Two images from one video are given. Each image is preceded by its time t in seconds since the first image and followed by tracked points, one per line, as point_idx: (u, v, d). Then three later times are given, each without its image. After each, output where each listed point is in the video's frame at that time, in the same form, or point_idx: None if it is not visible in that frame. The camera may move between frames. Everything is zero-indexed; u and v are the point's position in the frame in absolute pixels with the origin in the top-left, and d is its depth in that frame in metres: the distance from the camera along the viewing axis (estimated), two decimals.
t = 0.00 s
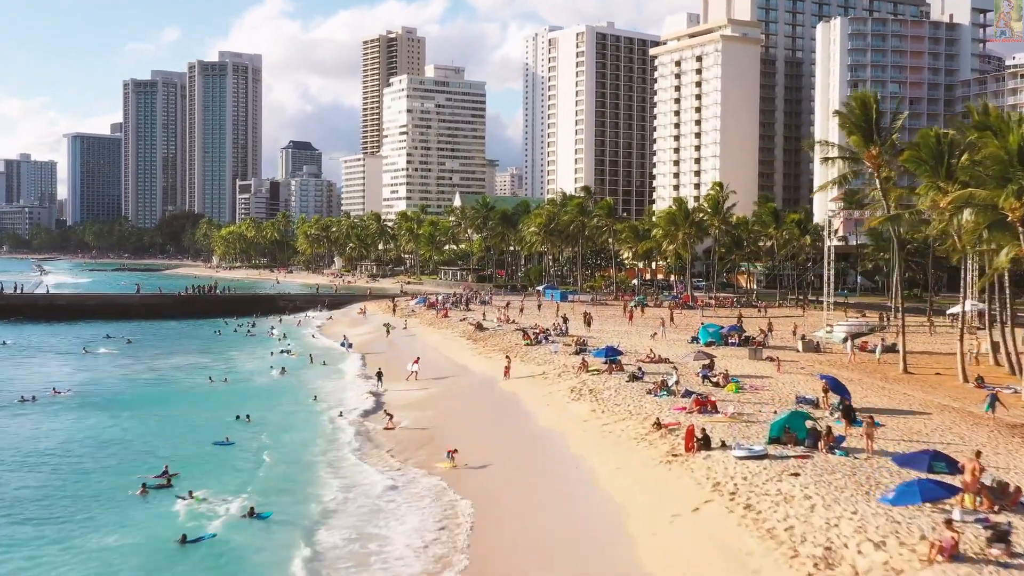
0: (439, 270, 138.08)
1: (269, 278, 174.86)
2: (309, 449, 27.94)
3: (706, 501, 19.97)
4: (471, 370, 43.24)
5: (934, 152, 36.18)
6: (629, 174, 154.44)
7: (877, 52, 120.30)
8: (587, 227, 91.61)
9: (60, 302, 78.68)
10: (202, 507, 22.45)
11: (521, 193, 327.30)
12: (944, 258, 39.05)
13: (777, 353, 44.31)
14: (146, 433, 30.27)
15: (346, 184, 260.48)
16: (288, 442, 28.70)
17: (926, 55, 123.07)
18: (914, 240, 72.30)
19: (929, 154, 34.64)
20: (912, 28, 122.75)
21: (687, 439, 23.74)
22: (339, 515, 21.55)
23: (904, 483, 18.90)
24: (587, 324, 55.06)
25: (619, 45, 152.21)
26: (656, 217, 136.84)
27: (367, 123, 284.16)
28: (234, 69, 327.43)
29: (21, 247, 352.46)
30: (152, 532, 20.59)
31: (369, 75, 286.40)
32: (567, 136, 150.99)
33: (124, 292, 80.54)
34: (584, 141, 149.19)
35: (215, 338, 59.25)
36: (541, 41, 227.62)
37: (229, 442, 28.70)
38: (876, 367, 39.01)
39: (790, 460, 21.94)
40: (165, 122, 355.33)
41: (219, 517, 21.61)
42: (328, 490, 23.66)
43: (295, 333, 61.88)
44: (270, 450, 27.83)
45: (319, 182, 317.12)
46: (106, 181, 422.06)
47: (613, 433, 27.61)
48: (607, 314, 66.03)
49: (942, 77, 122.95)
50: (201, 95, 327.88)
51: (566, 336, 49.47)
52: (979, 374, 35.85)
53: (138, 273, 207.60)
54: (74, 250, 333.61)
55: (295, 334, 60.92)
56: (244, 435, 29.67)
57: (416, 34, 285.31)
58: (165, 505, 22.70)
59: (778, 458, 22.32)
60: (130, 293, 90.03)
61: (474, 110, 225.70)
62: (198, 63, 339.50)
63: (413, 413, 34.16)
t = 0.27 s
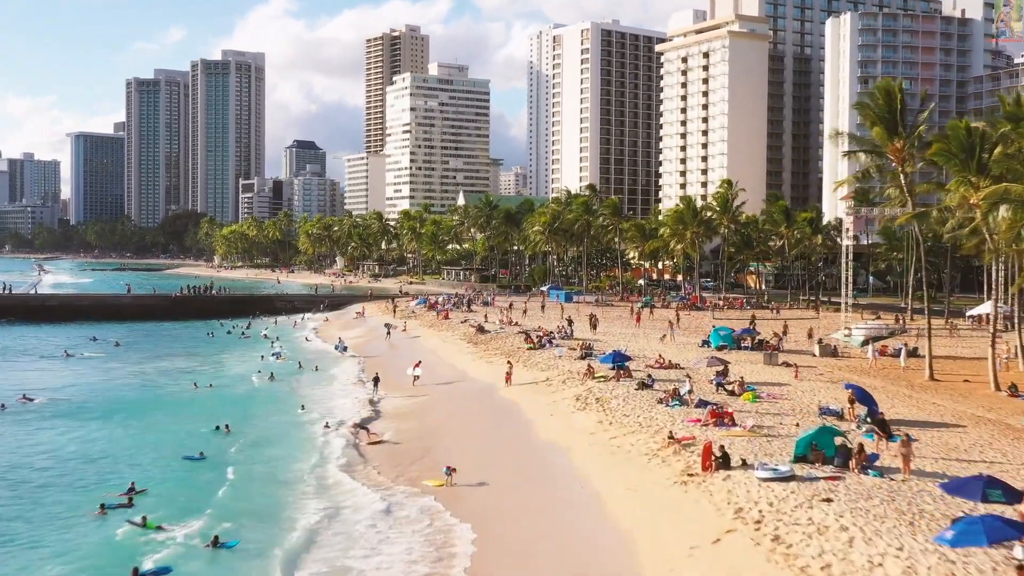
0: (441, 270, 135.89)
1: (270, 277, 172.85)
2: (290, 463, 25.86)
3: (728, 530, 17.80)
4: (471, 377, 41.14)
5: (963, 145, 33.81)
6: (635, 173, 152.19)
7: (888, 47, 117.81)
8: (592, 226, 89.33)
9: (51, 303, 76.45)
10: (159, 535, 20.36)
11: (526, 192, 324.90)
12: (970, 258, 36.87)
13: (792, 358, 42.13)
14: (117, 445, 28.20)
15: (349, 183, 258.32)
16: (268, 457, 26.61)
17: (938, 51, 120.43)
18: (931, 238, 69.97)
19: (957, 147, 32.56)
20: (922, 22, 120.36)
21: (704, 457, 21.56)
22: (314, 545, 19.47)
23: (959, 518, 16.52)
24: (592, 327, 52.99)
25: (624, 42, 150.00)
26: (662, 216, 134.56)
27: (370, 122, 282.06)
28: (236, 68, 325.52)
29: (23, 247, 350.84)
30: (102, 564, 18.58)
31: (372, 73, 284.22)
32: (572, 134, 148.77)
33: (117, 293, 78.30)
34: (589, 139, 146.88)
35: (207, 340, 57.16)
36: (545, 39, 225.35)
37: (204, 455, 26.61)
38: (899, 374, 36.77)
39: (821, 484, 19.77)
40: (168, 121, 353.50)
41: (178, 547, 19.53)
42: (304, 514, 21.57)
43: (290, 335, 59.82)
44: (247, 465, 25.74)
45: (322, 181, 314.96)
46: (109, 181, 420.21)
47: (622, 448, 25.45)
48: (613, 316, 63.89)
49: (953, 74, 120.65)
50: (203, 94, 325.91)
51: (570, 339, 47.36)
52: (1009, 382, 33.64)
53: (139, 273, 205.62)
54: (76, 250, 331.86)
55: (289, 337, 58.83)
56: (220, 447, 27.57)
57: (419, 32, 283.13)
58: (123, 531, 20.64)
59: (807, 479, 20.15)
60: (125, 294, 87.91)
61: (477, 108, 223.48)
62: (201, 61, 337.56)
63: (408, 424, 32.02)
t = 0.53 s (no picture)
0: (449, 270, 133.78)
1: (277, 278, 171.03)
2: (272, 484, 23.84)
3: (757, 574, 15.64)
4: (474, 386, 39.00)
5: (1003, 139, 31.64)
6: (645, 172, 149.93)
7: (905, 43, 115.01)
8: (603, 226, 87.03)
9: (47, 305, 74.54)
10: (112, 570, 18.36)
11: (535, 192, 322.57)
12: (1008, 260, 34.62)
13: (815, 365, 39.92)
14: (87, 461, 26.23)
15: (358, 182, 256.35)
16: (248, 476, 24.60)
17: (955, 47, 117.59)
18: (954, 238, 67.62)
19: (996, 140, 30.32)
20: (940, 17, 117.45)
21: (729, 481, 19.39)
22: None
23: None
24: (603, 331, 50.76)
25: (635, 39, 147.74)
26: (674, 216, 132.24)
27: (378, 121, 280.15)
28: (245, 67, 323.99)
29: (32, 246, 349.74)
30: None
31: (380, 72, 282.25)
32: (581, 133, 146.53)
33: (115, 295, 76.37)
34: (599, 137, 144.69)
35: (203, 343, 55.17)
36: (554, 37, 223.22)
37: (179, 474, 24.61)
38: (933, 383, 34.56)
39: (861, 517, 17.56)
40: (176, 121, 352.28)
41: None
42: (279, 546, 19.54)
43: (289, 339, 57.74)
44: (225, 486, 23.75)
45: (330, 180, 313.10)
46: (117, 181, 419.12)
47: (637, 468, 23.29)
48: (624, 319, 61.65)
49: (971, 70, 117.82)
50: (212, 93, 324.41)
51: (579, 345, 45.16)
52: None
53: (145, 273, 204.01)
54: (84, 250, 330.60)
55: (288, 341, 56.79)
56: (198, 465, 25.56)
57: (427, 31, 281.06)
58: (76, 564, 18.66)
59: (846, 510, 17.88)
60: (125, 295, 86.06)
61: (486, 107, 221.31)
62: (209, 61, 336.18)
63: (408, 438, 29.91)
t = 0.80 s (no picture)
0: (458, 271, 131.79)
1: (284, 278, 169.32)
2: (250, 511, 21.92)
3: None
4: (480, 397, 36.91)
5: None
6: (657, 171, 147.68)
7: (924, 38, 111.06)
8: (614, 226, 84.84)
9: (44, 306, 72.78)
10: None
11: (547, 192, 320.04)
12: None
13: (841, 372, 37.70)
14: (56, 483, 24.56)
15: (367, 182, 254.49)
16: (223, 502, 22.90)
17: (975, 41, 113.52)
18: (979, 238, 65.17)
19: None
20: (959, 12, 113.05)
21: (760, 513, 17.24)
22: None
23: None
24: (616, 336, 48.66)
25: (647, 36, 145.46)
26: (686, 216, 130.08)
27: (388, 120, 278.24)
28: (254, 66, 322.48)
29: (41, 246, 349.04)
30: None
31: (389, 71, 280.30)
32: (592, 131, 144.27)
33: (114, 296, 74.55)
34: (610, 136, 142.47)
35: (200, 347, 53.31)
36: (565, 35, 220.92)
37: (147, 499, 23.03)
38: (970, 394, 32.26)
39: (914, 559, 15.37)
40: (186, 121, 351.03)
41: None
42: None
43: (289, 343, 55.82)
44: (196, 515, 21.92)
45: (340, 180, 311.30)
46: (127, 181, 418.15)
47: (654, 493, 21.14)
48: (638, 321, 59.58)
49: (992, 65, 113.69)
50: (221, 93, 322.95)
51: (591, 351, 43.09)
52: None
53: (153, 274, 202.56)
54: (93, 250, 329.66)
55: (288, 345, 54.90)
56: (171, 489, 23.91)
57: (437, 29, 278.89)
58: None
59: (895, 551, 15.73)
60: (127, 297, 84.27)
61: (496, 105, 219.01)
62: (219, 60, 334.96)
63: (408, 456, 27.84)
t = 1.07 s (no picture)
0: (467, 272, 129.71)
1: (292, 278, 167.48)
2: (221, 542, 19.81)
3: None
4: (485, 407, 34.72)
5: None
6: (670, 170, 145.32)
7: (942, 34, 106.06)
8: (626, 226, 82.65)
9: (41, 308, 70.92)
10: None
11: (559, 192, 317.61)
12: None
13: (869, 381, 35.50)
14: (16, 505, 22.60)
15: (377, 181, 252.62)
16: (192, 529, 20.85)
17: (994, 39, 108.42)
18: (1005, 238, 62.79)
19: None
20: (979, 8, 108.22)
21: (797, 551, 15.08)
22: None
23: None
24: (629, 340, 46.44)
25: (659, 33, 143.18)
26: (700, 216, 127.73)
27: (398, 120, 276.37)
28: (264, 66, 320.97)
29: (51, 246, 348.30)
30: None
31: (399, 70, 278.44)
32: (603, 130, 141.98)
33: (113, 299, 72.62)
34: (622, 134, 140.21)
35: (195, 351, 51.29)
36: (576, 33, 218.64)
37: (108, 526, 21.02)
38: (1012, 406, 29.98)
39: None
40: (196, 121, 349.75)
41: None
42: None
43: (288, 348, 53.76)
44: (160, 546, 19.86)
45: (350, 180, 309.61)
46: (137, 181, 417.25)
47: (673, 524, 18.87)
48: (652, 325, 57.37)
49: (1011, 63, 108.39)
50: (231, 92, 321.53)
51: (603, 357, 40.89)
52: None
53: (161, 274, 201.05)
54: (102, 250, 328.64)
55: (288, 349, 52.82)
56: (137, 514, 21.90)
57: (448, 28, 276.88)
58: None
59: None
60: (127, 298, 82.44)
61: (507, 104, 216.75)
62: (229, 59, 333.58)
63: (406, 475, 25.65)
